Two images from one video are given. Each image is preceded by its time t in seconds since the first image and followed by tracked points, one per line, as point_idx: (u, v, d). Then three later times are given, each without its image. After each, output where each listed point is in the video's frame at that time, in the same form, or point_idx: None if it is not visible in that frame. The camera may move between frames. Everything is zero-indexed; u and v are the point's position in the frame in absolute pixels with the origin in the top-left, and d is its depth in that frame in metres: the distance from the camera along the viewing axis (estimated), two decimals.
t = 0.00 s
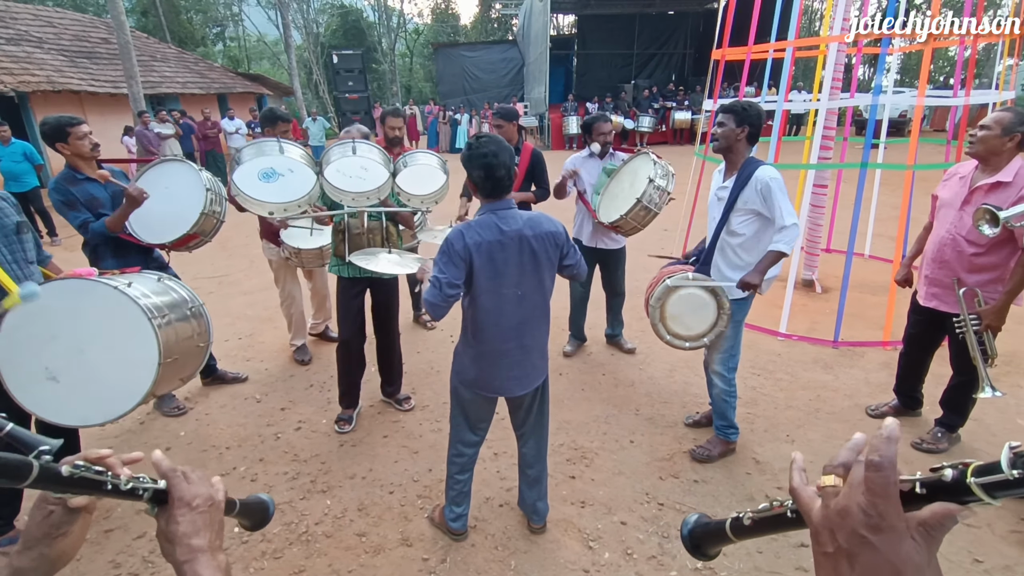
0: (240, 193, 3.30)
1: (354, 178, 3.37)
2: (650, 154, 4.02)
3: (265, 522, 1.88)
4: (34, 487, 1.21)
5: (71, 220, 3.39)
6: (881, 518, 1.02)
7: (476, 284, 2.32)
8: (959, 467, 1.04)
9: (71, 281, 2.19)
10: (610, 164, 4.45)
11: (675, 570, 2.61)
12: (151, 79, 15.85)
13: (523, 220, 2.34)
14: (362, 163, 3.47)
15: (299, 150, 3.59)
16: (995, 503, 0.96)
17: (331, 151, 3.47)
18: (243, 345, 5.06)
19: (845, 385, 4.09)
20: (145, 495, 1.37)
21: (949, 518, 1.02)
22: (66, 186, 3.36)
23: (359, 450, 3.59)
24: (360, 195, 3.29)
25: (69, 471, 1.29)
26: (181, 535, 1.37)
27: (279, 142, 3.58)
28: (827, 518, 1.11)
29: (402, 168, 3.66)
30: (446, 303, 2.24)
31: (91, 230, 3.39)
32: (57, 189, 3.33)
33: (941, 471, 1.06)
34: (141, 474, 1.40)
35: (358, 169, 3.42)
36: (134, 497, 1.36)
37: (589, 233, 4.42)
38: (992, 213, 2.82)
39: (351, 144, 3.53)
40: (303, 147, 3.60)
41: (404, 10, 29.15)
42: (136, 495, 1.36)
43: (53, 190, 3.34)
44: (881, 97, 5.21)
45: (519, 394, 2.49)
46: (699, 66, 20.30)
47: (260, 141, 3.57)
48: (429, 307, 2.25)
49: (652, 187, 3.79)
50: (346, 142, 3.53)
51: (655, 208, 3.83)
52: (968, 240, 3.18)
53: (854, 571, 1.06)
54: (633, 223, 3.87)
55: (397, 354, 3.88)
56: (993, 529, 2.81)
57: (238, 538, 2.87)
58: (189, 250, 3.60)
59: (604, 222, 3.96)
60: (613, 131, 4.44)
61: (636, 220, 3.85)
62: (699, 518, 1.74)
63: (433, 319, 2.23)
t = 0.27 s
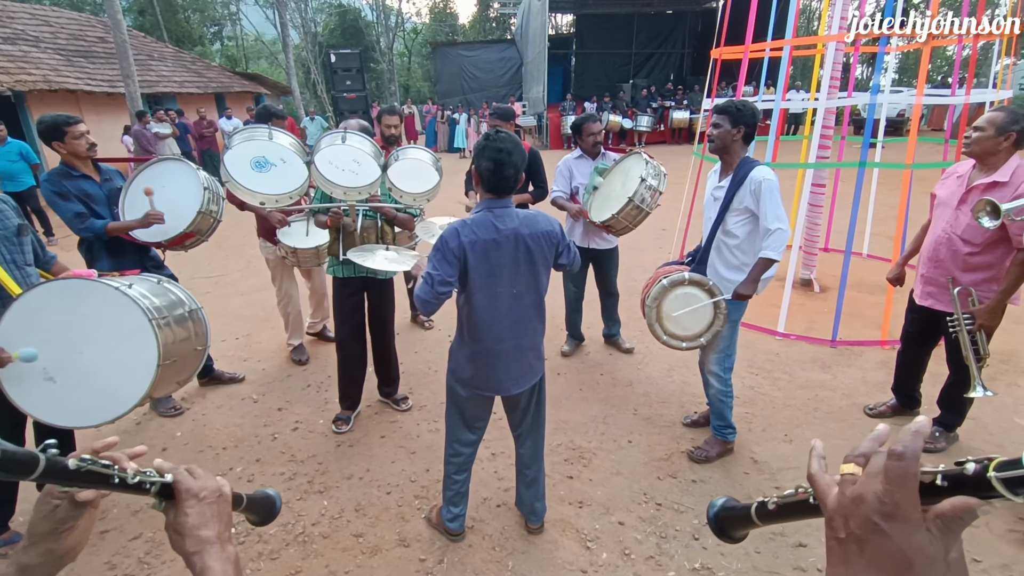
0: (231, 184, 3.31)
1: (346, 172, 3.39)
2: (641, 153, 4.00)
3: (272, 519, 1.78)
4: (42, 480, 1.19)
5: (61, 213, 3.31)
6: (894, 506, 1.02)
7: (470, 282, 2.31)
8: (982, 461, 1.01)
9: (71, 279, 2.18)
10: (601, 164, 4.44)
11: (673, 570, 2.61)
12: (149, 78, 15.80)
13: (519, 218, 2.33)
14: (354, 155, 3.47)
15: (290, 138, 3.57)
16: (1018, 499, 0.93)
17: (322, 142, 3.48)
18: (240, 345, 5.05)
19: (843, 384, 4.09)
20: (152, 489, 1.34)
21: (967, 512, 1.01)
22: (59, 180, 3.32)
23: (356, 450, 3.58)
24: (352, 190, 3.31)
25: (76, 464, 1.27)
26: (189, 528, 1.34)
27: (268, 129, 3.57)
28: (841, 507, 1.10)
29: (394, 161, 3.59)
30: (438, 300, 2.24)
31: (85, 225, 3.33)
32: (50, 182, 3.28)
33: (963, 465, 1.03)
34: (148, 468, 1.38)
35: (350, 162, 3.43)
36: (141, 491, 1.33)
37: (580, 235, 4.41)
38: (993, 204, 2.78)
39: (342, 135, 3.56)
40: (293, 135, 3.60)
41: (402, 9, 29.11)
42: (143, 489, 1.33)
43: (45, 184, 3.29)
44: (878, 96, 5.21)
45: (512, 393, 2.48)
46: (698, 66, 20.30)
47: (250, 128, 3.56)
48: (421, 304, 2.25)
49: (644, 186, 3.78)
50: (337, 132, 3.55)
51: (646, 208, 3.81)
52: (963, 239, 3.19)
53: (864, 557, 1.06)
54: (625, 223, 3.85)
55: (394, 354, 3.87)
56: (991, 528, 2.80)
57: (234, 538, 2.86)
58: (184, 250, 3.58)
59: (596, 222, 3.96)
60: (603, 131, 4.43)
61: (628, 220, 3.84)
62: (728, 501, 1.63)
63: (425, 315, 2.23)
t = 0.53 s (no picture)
0: (222, 185, 3.28)
1: (338, 175, 3.36)
2: (634, 150, 3.98)
3: (262, 522, 1.72)
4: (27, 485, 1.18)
5: (53, 212, 3.32)
6: (935, 485, 0.96)
7: (468, 279, 2.29)
8: None
9: (64, 278, 2.15)
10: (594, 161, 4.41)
11: (669, 568, 2.60)
12: (141, 75, 15.67)
13: (515, 215, 2.31)
14: (346, 160, 3.45)
15: (279, 142, 3.56)
16: None
17: (313, 147, 3.45)
18: (234, 344, 5.01)
19: (839, 381, 4.10)
20: (140, 494, 1.29)
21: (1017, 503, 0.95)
22: (50, 178, 3.30)
23: (351, 449, 3.55)
24: (346, 193, 3.29)
25: (61, 468, 1.25)
26: (181, 532, 1.30)
27: (259, 134, 3.53)
28: (878, 483, 1.04)
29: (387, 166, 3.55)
30: (434, 297, 2.23)
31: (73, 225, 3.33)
32: (40, 180, 3.26)
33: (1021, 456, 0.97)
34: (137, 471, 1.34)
35: (343, 166, 3.41)
36: (129, 495, 1.29)
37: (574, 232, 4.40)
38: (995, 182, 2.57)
39: (333, 140, 3.52)
40: (283, 139, 3.58)
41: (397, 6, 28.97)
42: (131, 493, 1.29)
43: (37, 181, 3.27)
44: (874, 93, 5.20)
45: (510, 391, 2.46)
46: (693, 63, 20.29)
47: (241, 133, 3.52)
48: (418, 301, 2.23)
49: (638, 183, 3.75)
50: (328, 138, 3.51)
51: (641, 206, 3.79)
52: (957, 235, 3.19)
53: (895, 533, 1.01)
54: (620, 221, 3.84)
55: (389, 353, 3.85)
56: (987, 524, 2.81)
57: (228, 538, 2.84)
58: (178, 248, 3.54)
59: (591, 220, 3.95)
60: (596, 128, 4.43)
61: (623, 219, 3.83)
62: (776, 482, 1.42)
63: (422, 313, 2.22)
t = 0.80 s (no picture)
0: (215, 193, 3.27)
1: (329, 179, 3.35)
2: (631, 146, 3.98)
3: (255, 521, 1.72)
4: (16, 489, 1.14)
5: (48, 213, 3.31)
6: (982, 467, 0.98)
7: (461, 275, 2.29)
8: None
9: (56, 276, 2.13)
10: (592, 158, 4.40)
11: (666, 565, 2.60)
12: (136, 72, 15.59)
13: (510, 211, 2.30)
14: (337, 166, 3.42)
15: (268, 151, 3.50)
16: None
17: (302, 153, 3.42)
18: (230, 342, 4.99)
19: (835, 378, 4.10)
20: (129, 495, 1.28)
21: None
22: (46, 177, 3.28)
23: (348, 448, 3.55)
24: (339, 197, 3.31)
25: (49, 472, 1.21)
26: (173, 532, 1.29)
27: (247, 145, 3.48)
28: (924, 464, 1.05)
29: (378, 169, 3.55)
30: (427, 293, 2.22)
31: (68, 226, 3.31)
32: (36, 180, 3.25)
33: None
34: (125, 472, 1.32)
35: (335, 171, 3.39)
36: (118, 497, 1.27)
37: (572, 228, 4.41)
38: (1000, 169, 2.65)
39: (322, 147, 3.47)
40: (273, 149, 3.52)
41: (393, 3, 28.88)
42: (120, 495, 1.27)
43: (33, 181, 3.26)
44: (869, 90, 5.20)
45: (505, 387, 2.46)
46: (690, 61, 20.28)
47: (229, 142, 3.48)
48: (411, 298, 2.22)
49: (635, 180, 3.75)
50: (315, 146, 3.46)
51: (638, 202, 3.79)
52: (952, 231, 3.20)
53: (935, 511, 1.02)
54: (617, 218, 3.84)
55: (385, 351, 3.84)
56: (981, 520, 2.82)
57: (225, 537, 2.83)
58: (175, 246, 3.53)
59: (589, 216, 3.95)
60: (594, 124, 4.41)
61: (621, 216, 3.83)
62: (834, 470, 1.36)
63: (415, 309, 2.21)
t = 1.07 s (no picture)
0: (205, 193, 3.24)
1: (321, 180, 3.32)
2: (631, 143, 3.97)
3: (252, 527, 1.74)
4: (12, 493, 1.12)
5: (46, 210, 3.26)
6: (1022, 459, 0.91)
7: (458, 272, 2.28)
8: None
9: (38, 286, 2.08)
10: (594, 155, 4.40)
11: (663, 561, 2.61)
12: (130, 69, 15.49)
13: (506, 207, 2.30)
14: (326, 170, 3.40)
15: (258, 155, 3.49)
16: None
17: (292, 158, 3.41)
18: (226, 341, 4.98)
19: (831, 374, 4.12)
20: (127, 500, 1.27)
21: None
22: (40, 175, 3.27)
23: (344, 445, 3.54)
24: (331, 198, 3.24)
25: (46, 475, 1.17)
26: (172, 536, 1.28)
27: (236, 149, 3.48)
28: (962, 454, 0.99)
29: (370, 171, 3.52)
30: (426, 290, 2.22)
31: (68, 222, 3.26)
32: (30, 178, 3.24)
33: None
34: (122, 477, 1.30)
35: (325, 174, 3.36)
36: (116, 502, 1.26)
37: (573, 225, 4.40)
38: (995, 164, 2.64)
39: (309, 151, 3.45)
40: (262, 152, 3.51)
41: None
42: (118, 499, 1.25)
43: (26, 179, 3.24)
44: (865, 86, 5.21)
45: (502, 384, 2.45)
46: (686, 58, 20.28)
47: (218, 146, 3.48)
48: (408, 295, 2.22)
49: (635, 176, 3.75)
50: (303, 150, 3.45)
51: (638, 198, 3.79)
52: (945, 226, 3.21)
53: (971, 501, 0.97)
54: (617, 214, 3.85)
55: (382, 349, 3.83)
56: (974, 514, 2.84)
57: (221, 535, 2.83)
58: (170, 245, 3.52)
59: (589, 212, 3.93)
60: (596, 121, 4.40)
61: (621, 211, 3.83)
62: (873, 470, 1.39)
63: (412, 306, 2.21)
